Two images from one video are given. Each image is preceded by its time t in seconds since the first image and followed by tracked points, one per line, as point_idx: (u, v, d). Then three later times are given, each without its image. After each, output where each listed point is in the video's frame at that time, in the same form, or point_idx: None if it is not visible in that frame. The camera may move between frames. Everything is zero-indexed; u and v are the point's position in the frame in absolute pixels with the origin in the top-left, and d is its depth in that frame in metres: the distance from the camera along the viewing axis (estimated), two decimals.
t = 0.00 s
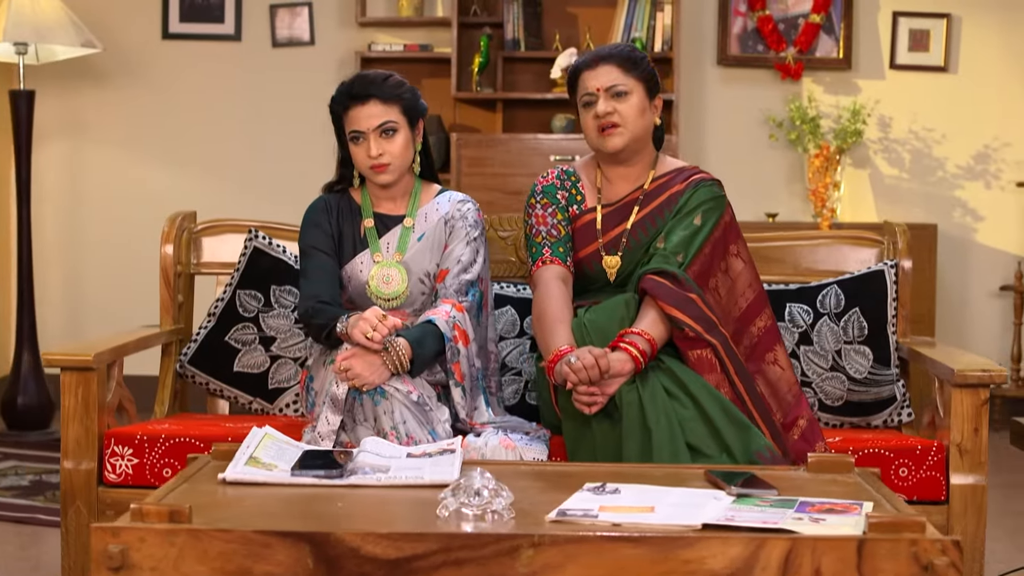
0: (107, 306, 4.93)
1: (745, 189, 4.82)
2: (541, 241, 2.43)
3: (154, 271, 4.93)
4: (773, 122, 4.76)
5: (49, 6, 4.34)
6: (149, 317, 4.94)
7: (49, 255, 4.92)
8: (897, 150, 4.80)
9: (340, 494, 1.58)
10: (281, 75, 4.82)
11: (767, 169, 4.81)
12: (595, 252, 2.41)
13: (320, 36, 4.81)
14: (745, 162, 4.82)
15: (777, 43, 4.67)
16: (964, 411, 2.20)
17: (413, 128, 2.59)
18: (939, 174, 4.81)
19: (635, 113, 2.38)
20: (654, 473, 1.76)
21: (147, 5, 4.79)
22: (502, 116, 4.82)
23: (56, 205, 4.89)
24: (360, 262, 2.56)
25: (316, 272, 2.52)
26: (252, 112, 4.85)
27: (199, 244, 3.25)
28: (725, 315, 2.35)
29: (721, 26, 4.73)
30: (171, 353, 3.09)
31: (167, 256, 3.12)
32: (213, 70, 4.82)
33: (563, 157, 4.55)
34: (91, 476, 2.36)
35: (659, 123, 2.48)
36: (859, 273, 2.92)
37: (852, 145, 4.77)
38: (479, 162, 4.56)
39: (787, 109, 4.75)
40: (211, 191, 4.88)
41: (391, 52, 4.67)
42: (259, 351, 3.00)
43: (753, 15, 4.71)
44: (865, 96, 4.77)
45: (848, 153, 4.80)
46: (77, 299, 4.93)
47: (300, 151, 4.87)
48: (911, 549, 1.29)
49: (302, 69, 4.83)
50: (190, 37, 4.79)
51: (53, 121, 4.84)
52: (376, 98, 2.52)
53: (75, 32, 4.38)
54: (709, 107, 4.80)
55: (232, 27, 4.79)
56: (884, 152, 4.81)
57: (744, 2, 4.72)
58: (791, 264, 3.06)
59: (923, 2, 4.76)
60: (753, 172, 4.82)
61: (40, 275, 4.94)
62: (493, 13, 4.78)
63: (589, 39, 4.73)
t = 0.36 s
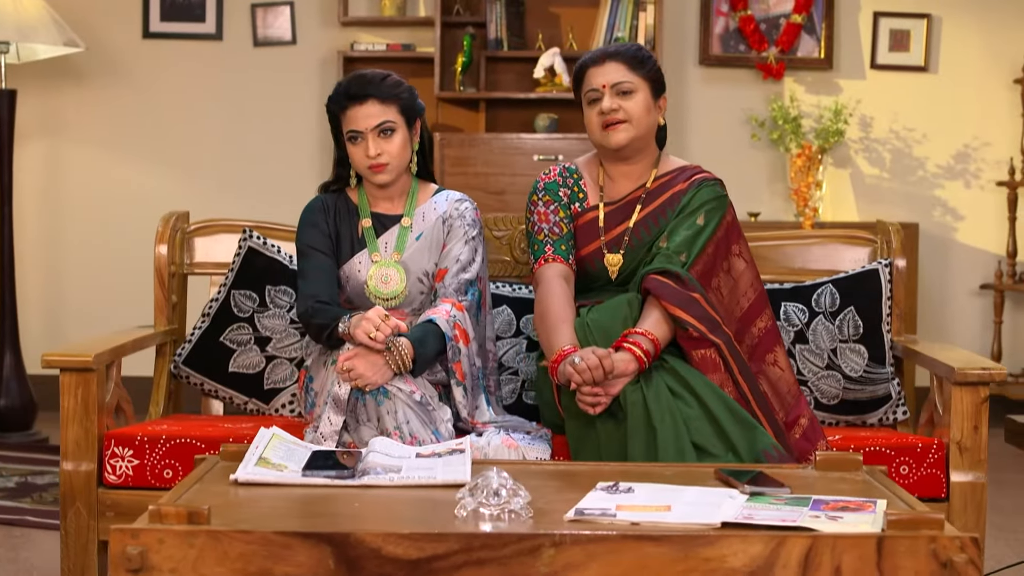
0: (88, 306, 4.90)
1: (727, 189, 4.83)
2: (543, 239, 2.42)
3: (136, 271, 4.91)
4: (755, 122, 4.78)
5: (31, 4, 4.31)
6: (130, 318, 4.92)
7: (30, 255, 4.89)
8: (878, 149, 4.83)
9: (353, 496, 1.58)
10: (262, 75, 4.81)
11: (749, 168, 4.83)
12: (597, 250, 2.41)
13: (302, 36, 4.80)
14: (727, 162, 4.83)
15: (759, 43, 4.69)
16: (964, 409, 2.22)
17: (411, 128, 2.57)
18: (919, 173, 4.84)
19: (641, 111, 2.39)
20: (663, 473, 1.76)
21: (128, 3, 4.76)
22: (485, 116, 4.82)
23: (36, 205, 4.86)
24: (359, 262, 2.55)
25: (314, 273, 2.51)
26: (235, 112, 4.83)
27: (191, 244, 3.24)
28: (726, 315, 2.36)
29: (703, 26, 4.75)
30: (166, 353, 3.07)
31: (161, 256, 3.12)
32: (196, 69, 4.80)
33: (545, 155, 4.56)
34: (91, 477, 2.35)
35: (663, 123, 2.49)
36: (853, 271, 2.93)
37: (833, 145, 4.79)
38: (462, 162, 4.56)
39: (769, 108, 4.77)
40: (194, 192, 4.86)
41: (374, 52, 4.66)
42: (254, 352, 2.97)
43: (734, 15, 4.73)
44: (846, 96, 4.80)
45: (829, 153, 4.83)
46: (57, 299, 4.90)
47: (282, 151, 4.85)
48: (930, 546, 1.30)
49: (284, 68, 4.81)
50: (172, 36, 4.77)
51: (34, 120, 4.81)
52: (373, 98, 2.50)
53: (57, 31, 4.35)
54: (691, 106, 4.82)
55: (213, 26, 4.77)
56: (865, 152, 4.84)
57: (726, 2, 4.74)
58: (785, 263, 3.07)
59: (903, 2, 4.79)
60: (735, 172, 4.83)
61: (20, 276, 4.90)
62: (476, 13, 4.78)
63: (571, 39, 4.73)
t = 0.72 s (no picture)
0: (62, 306, 4.88)
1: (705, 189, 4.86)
2: (545, 236, 2.43)
3: (110, 272, 4.88)
4: (732, 122, 4.81)
5: (8, 5, 4.28)
6: (103, 319, 4.90)
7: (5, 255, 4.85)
8: (854, 149, 4.86)
9: (362, 497, 1.58)
10: (240, 74, 4.79)
11: (726, 168, 4.85)
12: (599, 250, 2.43)
13: (280, 36, 4.78)
14: (705, 162, 4.85)
15: (736, 44, 4.71)
16: (958, 407, 2.25)
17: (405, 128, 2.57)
18: (895, 173, 4.88)
19: (643, 115, 2.40)
20: (668, 472, 1.77)
21: (104, 3, 4.73)
22: (464, 116, 4.82)
23: (11, 205, 4.82)
24: (352, 262, 2.54)
25: (308, 273, 2.49)
26: (211, 113, 4.80)
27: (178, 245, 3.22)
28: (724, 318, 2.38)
29: (681, 26, 4.76)
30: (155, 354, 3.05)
31: (151, 257, 3.10)
32: (174, 68, 4.77)
33: (524, 155, 4.57)
34: (88, 480, 2.33)
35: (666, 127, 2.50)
36: (843, 271, 2.94)
37: (810, 145, 4.82)
38: (442, 162, 4.57)
39: (746, 109, 4.80)
40: (169, 193, 4.84)
41: (352, 51, 4.65)
42: (245, 353, 2.94)
43: (712, 16, 4.74)
44: (823, 97, 4.83)
45: (805, 153, 4.86)
46: (30, 299, 4.87)
47: (261, 151, 4.84)
48: (943, 544, 1.32)
49: (262, 69, 4.80)
50: (148, 36, 4.74)
51: (8, 120, 4.77)
52: (368, 99, 2.50)
53: (34, 31, 4.32)
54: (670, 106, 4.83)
55: (190, 26, 4.74)
56: (841, 152, 4.87)
57: (704, 3, 4.75)
58: (773, 262, 3.09)
59: (879, 3, 4.82)
60: (712, 172, 4.86)
61: None
62: (455, 13, 4.78)
63: (550, 39, 4.74)
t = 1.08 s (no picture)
0: (48, 306, 4.86)
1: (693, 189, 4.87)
2: (553, 237, 2.45)
3: (98, 271, 4.86)
4: (720, 122, 4.83)
5: None
6: (90, 318, 4.88)
7: None
8: (840, 149, 4.89)
9: (379, 498, 1.58)
10: (227, 74, 4.78)
11: (714, 168, 4.86)
12: (606, 251, 2.44)
13: (267, 36, 4.77)
14: (693, 163, 4.87)
15: (724, 44, 4.73)
16: (961, 406, 2.27)
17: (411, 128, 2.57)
18: (881, 173, 4.90)
19: (659, 124, 2.42)
20: (681, 471, 1.78)
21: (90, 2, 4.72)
22: (452, 116, 4.81)
23: None
24: (358, 261, 2.55)
25: (313, 273, 2.49)
26: (199, 113, 4.79)
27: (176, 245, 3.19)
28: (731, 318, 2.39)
29: (668, 27, 4.77)
30: (155, 355, 3.02)
31: (150, 257, 3.07)
32: (162, 68, 4.76)
33: (514, 155, 4.57)
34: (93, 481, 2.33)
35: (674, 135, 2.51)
36: (841, 271, 2.95)
37: (797, 146, 4.85)
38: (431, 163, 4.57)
39: (733, 109, 4.82)
40: (158, 193, 4.82)
41: (341, 51, 4.64)
42: (246, 353, 2.90)
43: (699, 16, 4.76)
44: (809, 98, 4.86)
45: (792, 153, 4.88)
46: (16, 300, 4.85)
47: (249, 151, 4.82)
48: (963, 542, 1.35)
49: (249, 69, 4.79)
50: (134, 35, 4.73)
51: None
52: (375, 99, 2.50)
53: (23, 30, 4.30)
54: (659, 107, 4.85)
55: (177, 25, 4.73)
56: (828, 152, 4.89)
57: (691, 3, 4.77)
58: (770, 261, 3.10)
59: (865, 4, 4.84)
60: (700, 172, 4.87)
61: None
62: (443, 13, 4.78)
63: (539, 39, 4.75)
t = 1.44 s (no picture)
0: (33, 306, 4.84)
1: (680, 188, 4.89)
2: (550, 240, 2.44)
3: (83, 271, 4.84)
4: (706, 121, 4.85)
5: None
6: (75, 318, 4.86)
7: None
8: (825, 148, 4.92)
9: (393, 498, 1.59)
10: (213, 73, 4.76)
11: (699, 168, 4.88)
12: (604, 252, 2.45)
13: (253, 35, 4.76)
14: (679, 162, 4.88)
15: (709, 44, 4.74)
16: (961, 404, 2.29)
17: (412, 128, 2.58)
18: (865, 173, 4.93)
19: (661, 125, 2.44)
20: (692, 470, 1.79)
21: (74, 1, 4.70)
22: (439, 115, 4.80)
23: None
24: (358, 261, 2.55)
25: (314, 273, 2.49)
26: (180, 112, 4.78)
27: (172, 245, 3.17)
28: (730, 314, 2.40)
29: (654, 27, 4.79)
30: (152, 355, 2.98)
31: (147, 257, 3.03)
32: (147, 67, 4.75)
33: (501, 154, 4.58)
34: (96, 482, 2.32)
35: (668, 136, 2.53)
36: (837, 270, 2.96)
37: (782, 145, 4.87)
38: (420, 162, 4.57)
39: (719, 109, 4.84)
40: (145, 192, 4.81)
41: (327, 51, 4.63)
42: (244, 353, 2.87)
43: (685, 16, 4.78)
44: (794, 98, 4.88)
45: (777, 152, 4.91)
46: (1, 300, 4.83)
47: (236, 151, 4.81)
48: (979, 538, 1.38)
49: (235, 68, 4.77)
50: (119, 35, 4.72)
51: None
52: (377, 99, 2.50)
53: (9, 30, 4.28)
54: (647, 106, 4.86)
55: (162, 25, 4.72)
56: (813, 151, 4.92)
57: (677, 3, 4.79)
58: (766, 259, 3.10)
59: (850, 4, 4.87)
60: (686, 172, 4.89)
61: None
62: (430, 13, 4.79)
63: (525, 39, 4.75)
